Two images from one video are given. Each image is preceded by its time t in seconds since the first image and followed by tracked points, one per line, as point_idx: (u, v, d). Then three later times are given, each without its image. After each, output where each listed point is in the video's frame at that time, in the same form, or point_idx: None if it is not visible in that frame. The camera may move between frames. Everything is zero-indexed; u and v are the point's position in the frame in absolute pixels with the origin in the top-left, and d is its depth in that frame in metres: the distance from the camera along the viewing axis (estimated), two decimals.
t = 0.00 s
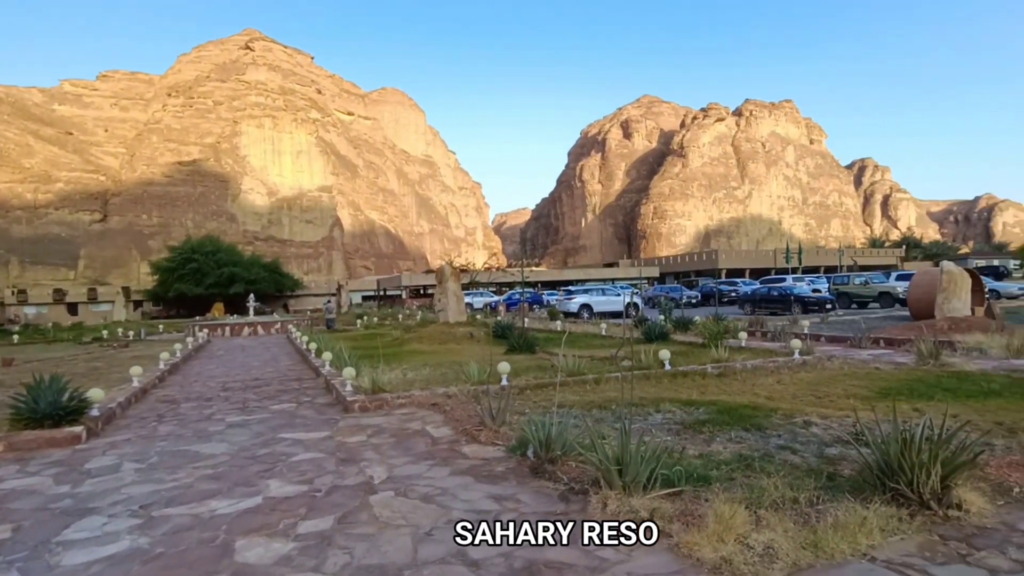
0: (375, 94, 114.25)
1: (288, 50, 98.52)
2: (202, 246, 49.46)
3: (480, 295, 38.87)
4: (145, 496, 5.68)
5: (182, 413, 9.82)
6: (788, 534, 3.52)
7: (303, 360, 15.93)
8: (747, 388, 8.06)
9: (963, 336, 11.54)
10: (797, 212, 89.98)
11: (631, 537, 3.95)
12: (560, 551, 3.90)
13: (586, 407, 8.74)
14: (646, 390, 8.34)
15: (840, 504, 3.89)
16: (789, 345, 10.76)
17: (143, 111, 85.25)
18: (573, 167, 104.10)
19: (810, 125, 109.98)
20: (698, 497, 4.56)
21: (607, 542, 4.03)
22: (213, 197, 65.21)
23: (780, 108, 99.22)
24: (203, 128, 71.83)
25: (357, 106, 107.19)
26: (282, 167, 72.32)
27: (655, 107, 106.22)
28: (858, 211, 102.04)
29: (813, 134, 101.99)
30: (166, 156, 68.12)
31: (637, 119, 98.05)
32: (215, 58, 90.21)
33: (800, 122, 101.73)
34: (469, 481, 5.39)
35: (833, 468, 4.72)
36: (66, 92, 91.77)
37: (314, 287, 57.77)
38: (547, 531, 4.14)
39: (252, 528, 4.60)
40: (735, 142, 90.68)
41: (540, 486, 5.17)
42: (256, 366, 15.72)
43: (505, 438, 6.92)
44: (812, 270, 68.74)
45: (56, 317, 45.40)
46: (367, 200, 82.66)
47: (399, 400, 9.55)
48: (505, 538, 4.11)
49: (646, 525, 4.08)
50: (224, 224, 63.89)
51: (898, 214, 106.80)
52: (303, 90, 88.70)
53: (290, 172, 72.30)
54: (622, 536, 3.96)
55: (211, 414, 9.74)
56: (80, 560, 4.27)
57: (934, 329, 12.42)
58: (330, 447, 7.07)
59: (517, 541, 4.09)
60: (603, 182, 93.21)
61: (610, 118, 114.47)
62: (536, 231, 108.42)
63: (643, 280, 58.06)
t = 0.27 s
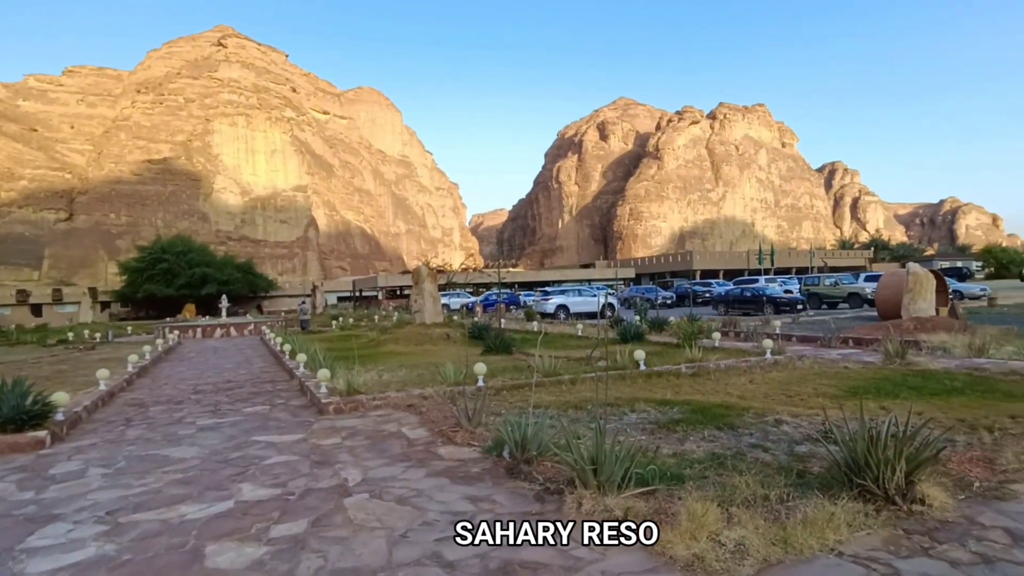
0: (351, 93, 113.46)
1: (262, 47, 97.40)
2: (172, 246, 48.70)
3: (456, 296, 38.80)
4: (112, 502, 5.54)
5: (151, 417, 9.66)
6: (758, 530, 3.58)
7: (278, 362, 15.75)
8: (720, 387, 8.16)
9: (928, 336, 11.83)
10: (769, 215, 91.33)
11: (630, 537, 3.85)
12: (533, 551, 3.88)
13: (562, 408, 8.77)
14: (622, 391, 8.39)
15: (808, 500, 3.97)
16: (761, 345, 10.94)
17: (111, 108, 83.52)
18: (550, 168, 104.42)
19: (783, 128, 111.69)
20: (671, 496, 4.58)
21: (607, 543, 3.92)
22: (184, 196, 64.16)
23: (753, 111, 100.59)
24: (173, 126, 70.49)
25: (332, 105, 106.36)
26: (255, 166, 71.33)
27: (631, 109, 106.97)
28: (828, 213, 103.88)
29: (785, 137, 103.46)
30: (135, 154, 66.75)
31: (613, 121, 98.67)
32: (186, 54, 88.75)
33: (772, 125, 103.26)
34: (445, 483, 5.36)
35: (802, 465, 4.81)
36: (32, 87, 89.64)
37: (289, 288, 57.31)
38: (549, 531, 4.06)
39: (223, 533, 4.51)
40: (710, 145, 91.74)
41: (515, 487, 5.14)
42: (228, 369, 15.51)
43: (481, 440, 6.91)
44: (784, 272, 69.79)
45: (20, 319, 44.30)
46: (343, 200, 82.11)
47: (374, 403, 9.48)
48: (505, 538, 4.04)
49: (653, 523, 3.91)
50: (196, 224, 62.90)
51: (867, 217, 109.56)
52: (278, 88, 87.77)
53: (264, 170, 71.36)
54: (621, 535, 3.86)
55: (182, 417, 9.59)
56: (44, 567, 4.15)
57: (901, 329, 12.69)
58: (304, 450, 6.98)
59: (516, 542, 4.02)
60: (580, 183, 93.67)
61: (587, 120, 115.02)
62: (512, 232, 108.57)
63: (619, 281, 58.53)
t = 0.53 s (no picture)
0: (324, 92, 112.45)
1: (232, 44, 96.01)
2: (137, 246, 47.85)
3: (429, 297, 38.68)
4: (73, 508, 5.37)
5: (114, 422, 9.44)
6: (725, 527, 3.64)
7: (247, 364, 15.53)
8: (691, 387, 8.26)
9: (890, 335, 12.14)
10: (739, 217, 92.59)
11: (619, 537, 3.78)
12: (505, 551, 3.87)
13: (535, 408, 8.79)
14: (593, 391, 8.44)
15: (774, 497, 4.05)
16: (730, 345, 11.12)
17: (74, 103, 81.44)
18: (524, 169, 104.61)
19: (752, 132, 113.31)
20: (642, 495, 4.62)
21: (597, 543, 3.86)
22: (150, 195, 62.90)
23: (724, 115, 101.87)
24: (139, 123, 68.78)
25: (304, 104, 105.34)
26: (224, 165, 70.11)
27: (604, 112, 107.65)
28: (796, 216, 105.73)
29: (754, 141, 105.02)
30: (98, 151, 65.16)
31: (587, 123, 99.16)
32: (152, 49, 86.90)
33: (742, 129, 104.70)
34: (417, 485, 5.32)
35: (768, 463, 4.90)
36: None
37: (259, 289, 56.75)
38: (541, 532, 4.02)
39: (189, 539, 4.41)
40: (681, 148, 92.77)
41: (487, 488, 5.13)
42: (196, 371, 15.25)
43: (454, 441, 6.89)
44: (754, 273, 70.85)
45: None
46: (314, 200, 81.36)
47: (345, 404, 9.40)
48: (495, 539, 4.01)
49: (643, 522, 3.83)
50: (163, 223, 61.70)
51: (834, 219, 112.34)
52: (248, 86, 86.60)
53: (233, 169, 70.10)
54: (611, 536, 3.79)
55: (147, 421, 9.41)
56: None
57: (865, 329, 12.97)
58: (273, 454, 6.87)
59: (506, 542, 3.99)
60: (554, 185, 94.01)
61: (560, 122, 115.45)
62: (486, 233, 108.62)
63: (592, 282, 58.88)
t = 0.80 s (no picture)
0: (301, 90, 111.39)
1: (206, 41, 94.75)
2: (107, 246, 47.03)
3: (408, 297, 38.54)
4: (40, 514, 5.25)
5: (83, 426, 9.28)
6: (701, 525, 3.68)
7: (222, 366, 15.34)
8: (667, 386, 8.33)
9: (861, 335, 12.36)
10: (716, 218, 93.50)
11: (608, 535, 3.73)
12: (481, 551, 3.85)
13: (513, 409, 8.80)
14: (571, 391, 8.47)
15: (748, 494, 4.11)
16: (706, 345, 11.24)
17: (42, 99, 79.58)
18: (503, 170, 104.63)
19: (728, 134, 114.49)
20: (617, 494, 4.65)
21: (588, 542, 3.82)
22: (121, 193, 61.81)
23: (700, 118, 102.80)
24: (108, 120, 67.23)
25: (280, 102, 104.27)
26: (199, 164, 69.35)
27: (583, 113, 108.02)
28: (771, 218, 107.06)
29: (730, 143, 106.10)
30: (67, 148, 63.81)
31: (565, 124, 99.46)
32: (122, 44, 84.97)
33: (719, 132, 105.76)
34: (394, 487, 5.30)
35: (742, 461, 4.96)
36: None
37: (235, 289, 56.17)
38: (531, 531, 4.01)
39: (160, 544, 4.33)
40: (658, 150, 93.43)
41: (465, 489, 5.13)
42: (169, 374, 15.04)
43: (432, 442, 6.88)
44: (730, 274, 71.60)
45: None
46: (291, 199, 80.64)
47: (322, 406, 9.32)
48: (487, 538, 3.99)
49: (633, 521, 3.79)
50: (134, 223, 60.63)
51: (807, 221, 114.22)
52: (223, 83, 85.57)
53: (207, 168, 69.51)
54: (604, 535, 3.73)
55: (118, 425, 9.26)
56: None
57: (836, 329, 13.18)
58: (248, 456, 6.78)
59: (497, 541, 3.98)
60: (533, 185, 94.18)
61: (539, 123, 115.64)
62: (465, 233, 108.48)
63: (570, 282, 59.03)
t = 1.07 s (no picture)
0: (273, 88, 110.05)
1: (175, 36, 93.19)
2: (70, 246, 45.93)
3: (383, 298, 38.33)
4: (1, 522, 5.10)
5: (44, 432, 9.05)
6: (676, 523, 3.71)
7: (191, 369, 15.09)
8: (640, 386, 8.39)
9: (830, 335, 12.59)
10: (689, 220, 94.40)
11: (610, 535, 3.65)
12: (454, 552, 3.83)
13: (488, 409, 8.79)
14: (545, 390, 8.50)
15: (719, 491, 4.16)
16: (679, 345, 11.36)
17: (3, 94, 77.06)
18: (478, 171, 104.50)
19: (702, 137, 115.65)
20: (591, 493, 4.67)
21: (587, 542, 3.73)
22: (85, 191, 60.44)
23: (674, 120, 103.70)
24: (72, 117, 65.77)
25: (252, 101, 102.93)
26: (168, 162, 68.55)
27: (558, 115, 108.33)
28: (743, 220, 108.43)
29: (703, 146, 107.20)
30: (30, 145, 62.11)
31: (541, 126, 99.63)
32: (86, 38, 82.76)
33: (692, 134, 106.80)
34: (368, 489, 5.27)
35: (713, 459, 5.02)
36: None
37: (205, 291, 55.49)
38: (531, 531, 3.98)
39: (124, 551, 4.24)
40: (633, 152, 93.99)
41: (439, 490, 5.12)
42: (136, 377, 14.76)
43: (406, 443, 6.84)
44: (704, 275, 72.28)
45: None
46: (263, 199, 79.69)
47: (295, 409, 9.21)
48: (485, 538, 3.98)
49: (632, 520, 3.74)
50: (99, 222, 59.30)
51: (777, 224, 115.99)
52: (193, 80, 84.24)
53: (176, 167, 68.72)
54: (600, 535, 3.66)
55: (81, 430, 9.06)
56: None
57: (805, 329, 13.40)
58: (218, 460, 6.67)
59: (496, 541, 3.96)
60: (508, 186, 94.22)
61: (514, 124, 115.70)
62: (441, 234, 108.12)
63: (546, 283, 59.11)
